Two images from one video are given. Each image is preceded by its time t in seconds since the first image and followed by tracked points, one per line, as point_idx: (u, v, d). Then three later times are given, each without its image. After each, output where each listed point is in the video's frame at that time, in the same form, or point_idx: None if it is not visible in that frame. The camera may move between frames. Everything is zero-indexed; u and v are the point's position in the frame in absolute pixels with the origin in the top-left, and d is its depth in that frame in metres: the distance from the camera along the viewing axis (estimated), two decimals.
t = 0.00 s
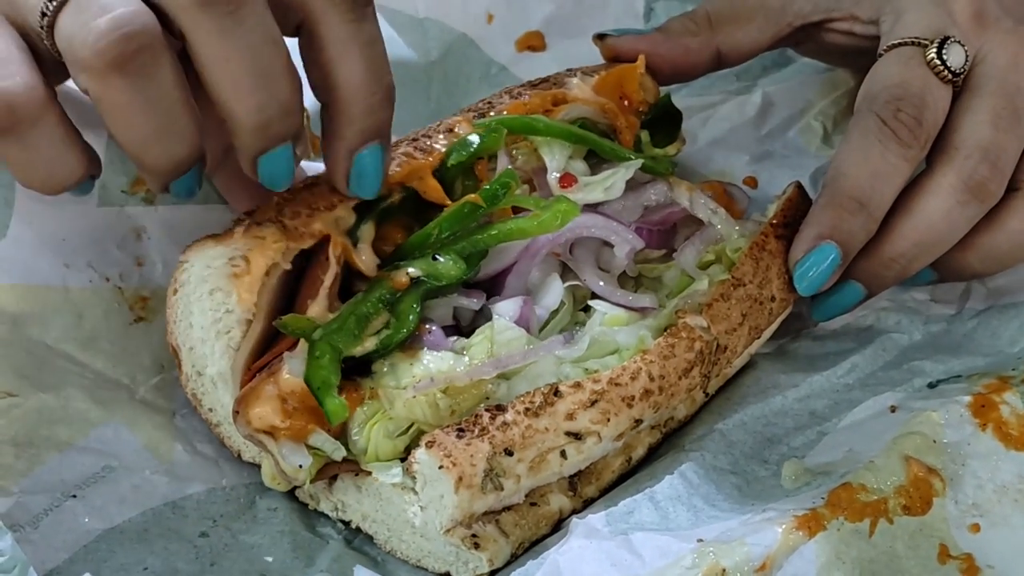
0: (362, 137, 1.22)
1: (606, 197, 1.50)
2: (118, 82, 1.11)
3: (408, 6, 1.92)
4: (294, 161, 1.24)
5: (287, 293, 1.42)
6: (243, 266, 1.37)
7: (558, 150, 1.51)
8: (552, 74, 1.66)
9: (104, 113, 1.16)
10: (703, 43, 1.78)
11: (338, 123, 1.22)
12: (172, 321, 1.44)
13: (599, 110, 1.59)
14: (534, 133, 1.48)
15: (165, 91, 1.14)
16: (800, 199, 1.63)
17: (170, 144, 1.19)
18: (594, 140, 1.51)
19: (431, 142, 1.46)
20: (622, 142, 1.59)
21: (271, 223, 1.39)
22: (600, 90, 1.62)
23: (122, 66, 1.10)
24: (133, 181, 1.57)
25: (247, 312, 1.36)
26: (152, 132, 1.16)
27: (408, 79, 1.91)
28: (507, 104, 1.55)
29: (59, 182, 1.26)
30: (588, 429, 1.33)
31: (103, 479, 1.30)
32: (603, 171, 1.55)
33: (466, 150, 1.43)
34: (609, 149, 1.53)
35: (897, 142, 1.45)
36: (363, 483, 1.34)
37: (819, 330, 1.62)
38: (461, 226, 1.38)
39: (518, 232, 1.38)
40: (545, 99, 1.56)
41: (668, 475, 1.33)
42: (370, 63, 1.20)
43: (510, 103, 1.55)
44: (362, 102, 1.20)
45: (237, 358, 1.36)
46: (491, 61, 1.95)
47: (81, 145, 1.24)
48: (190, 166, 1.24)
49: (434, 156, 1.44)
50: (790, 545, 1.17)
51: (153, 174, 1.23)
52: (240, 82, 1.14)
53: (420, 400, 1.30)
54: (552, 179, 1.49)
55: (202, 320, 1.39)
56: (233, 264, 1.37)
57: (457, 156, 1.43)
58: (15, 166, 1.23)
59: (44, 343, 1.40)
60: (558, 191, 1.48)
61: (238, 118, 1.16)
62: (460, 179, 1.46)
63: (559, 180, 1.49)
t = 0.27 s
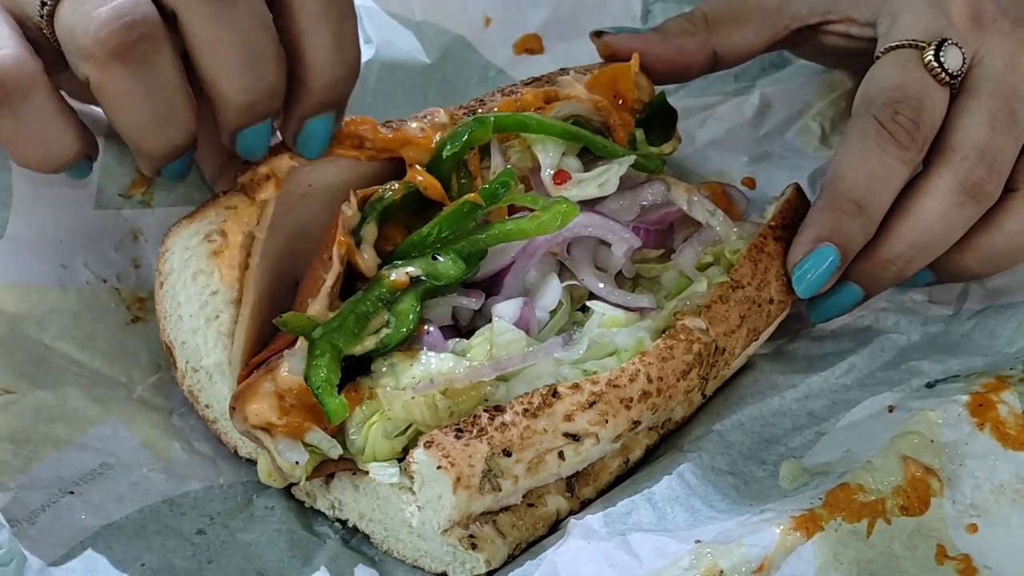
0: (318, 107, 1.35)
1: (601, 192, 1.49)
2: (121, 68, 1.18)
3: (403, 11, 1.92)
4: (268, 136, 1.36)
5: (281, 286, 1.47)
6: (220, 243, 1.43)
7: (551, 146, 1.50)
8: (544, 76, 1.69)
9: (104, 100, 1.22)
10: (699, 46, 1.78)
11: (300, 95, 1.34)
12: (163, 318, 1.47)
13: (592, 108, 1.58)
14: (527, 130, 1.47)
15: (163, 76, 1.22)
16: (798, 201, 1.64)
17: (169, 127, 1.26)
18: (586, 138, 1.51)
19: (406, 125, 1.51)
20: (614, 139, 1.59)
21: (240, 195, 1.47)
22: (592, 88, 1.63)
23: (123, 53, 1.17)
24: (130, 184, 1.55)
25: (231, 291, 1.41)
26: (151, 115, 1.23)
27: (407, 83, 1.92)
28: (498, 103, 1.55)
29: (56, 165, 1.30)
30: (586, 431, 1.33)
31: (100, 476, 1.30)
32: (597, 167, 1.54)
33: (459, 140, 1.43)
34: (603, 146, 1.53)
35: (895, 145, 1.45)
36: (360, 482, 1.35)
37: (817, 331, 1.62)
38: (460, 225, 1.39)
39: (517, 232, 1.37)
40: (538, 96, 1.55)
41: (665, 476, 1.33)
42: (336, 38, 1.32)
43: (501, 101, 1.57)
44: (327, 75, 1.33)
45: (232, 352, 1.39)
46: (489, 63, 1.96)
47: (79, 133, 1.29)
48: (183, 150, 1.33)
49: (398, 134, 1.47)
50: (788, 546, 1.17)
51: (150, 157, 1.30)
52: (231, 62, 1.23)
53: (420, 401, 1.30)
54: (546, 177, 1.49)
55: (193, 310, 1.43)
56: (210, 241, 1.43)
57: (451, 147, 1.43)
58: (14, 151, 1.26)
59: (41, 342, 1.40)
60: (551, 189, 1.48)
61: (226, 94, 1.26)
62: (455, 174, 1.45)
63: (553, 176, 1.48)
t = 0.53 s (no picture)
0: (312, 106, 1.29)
1: (597, 194, 1.50)
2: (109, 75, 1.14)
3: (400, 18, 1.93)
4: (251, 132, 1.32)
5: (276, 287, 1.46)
6: (221, 254, 1.41)
7: (546, 148, 1.51)
8: (540, 77, 1.69)
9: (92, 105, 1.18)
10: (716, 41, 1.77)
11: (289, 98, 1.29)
12: (161, 324, 1.47)
13: (587, 108, 1.58)
14: (522, 132, 1.47)
15: (150, 77, 1.16)
16: (796, 203, 1.64)
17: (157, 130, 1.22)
18: (581, 138, 1.52)
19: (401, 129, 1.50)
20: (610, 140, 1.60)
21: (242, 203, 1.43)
22: (587, 89, 1.63)
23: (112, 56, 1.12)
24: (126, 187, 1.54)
25: (230, 301, 1.40)
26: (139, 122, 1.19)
27: (404, 86, 1.92)
28: (492, 104, 1.56)
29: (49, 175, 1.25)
30: (584, 432, 1.33)
31: (98, 478, 1.30)
32: (592, 168, 1.55)
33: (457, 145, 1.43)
34: (598, 147, 1.54)
35: (896, 150, 1.45)
36: (356, 483, 1.35)
37: (814, 331, 1.63)
38: (453, 227, 1.40)
39: (511, 232, 1.38)
40: (532, 98, 1.55)
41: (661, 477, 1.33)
42: (326, 35, 1.24)
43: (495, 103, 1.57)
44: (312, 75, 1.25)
45: (228, 356, 1.40)
46: (486, 69, 1.96)
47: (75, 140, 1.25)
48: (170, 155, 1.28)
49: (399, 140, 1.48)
50: (785, 544, 1.17)
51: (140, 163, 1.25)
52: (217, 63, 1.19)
53: (418, 404, 1.30)
54: (542, 178, 1.49)
55: (190, 318, 1.43)
56: (211, 252, 1.41)
57: (449, 152, 1.44)
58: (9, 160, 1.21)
59: (39, 343, 1.41)
60: (547, 190, 1.48)
61: (209, 94, 1.21)
62: (451, 179, 1.46)
63: (549, 178, 1.48)
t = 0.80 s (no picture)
0: (403, 70, 1.42)
1: (595, 192, 1.50)
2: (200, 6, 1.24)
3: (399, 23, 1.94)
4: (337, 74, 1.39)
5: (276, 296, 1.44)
6: (235, 279, 1.37)
7: (542, 149, 1.50)
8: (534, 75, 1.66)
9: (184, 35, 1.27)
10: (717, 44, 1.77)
11: (379, 60, 1.42)
12: (162, 334, 1.46)
13: (581, 108, 1.58)
14: (520, 134, 1.47)
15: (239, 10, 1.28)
16: (796, 208, 1.63)
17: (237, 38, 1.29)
18: (578, 139, 1.51)
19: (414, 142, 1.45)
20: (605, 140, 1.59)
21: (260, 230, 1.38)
22: (581, 88, 1.61)
23: None
24: (128, 188, 1.60)
25: (242, 325, 1.37)
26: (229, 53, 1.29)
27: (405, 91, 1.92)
28: (490, 106, 1.54)
29: (123, 103, 1.34)
30: (585, 437, 1.33)
31: (98, 482, 1.29)
32: (588, 169, 1.54)
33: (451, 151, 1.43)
34: (593, 147, 1.53)
35: (895, 156, 1.45)
36: (357, 487, 1.36)
37: (813, 335, 1.63)
38: (448, 228, 1.40)
39: (505, 232, 1.38)
40: (527, 99, 1.54)
41: (660, 481, 1.33)
42: None
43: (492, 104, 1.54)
44: (398, 28, 1.38)
45: (226, 366, 1.39)
46: (487, 75, 1.97)
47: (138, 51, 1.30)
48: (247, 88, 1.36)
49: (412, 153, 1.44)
50: (784, 547, 1.17)
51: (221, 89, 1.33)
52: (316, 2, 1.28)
53: (418, 407, 1.30)
54: (541, 178, 1.49)
55: (192, 331, 1.42)
56: (224, 277, 1.37)
57: (446, 158, 1.43)
58: (93, 91, 1.31)
59: (38, 347, 1.40)
60: (546, 191, 1.48)
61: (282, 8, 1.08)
62: (449, 184, 1.46)
63: (546, 179, 1.48)
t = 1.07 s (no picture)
0: (383, 102, 1.32)
1: (592, 190, 1.50)
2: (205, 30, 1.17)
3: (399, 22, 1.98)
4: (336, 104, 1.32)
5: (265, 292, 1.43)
6: (220, 277, 1.37)
7: (539, 149, 1.51)
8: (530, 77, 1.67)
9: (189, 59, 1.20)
10: (723, 45, 1.77)
11: (363, 86, 1.30)
12: (158, 339, 1.45)
13: (577, 109, 1.59)
14: (514, 134, 1.48)
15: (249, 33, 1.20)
16: (795, 208, 1.63)
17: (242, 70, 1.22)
18: (574, 138, 1.52)
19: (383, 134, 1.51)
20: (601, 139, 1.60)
21: (241, 228, 1.40)
22: (578, 88, 1.62)
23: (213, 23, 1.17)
24: (129, 193, 1.60)
25: (230, 322, 1.37)
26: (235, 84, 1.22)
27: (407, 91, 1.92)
28: (485, 106, 1.57)
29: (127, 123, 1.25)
30: (586, 438, 1.33)
31: (100, 484, 1.29)
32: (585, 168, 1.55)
33: (450, 147, 1.43)
34: (588, 147, 1.54)
35: (895, 157, 1.46)
36: (358, 487, 1.36)
37: (813, 335, 1.63)
38: (442, 228, 1.40)
39: (499, 229, 1.39)
40: (523, 100, 1.56)
41: (661, 481, 1.34)
42: None
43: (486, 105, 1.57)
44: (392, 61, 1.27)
45: (222, 368, 1.38)
46: (487, 75, 1.96)
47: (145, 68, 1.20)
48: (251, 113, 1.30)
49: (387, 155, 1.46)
50: (785, 546, 1.17)
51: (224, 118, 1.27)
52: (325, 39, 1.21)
53: (419, 408, 1.30)
54: (537, 178, 1.49)
55: (185, 334, 1.41)
56: (209, 275, 1.38)
57: (442, 156, 1.43)
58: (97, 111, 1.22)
59: (41, 347, 1.40)
60: (542, 189, 1.48)
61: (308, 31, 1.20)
62: (444, 185, 1.46)
63: (544, 178, 1.49)
